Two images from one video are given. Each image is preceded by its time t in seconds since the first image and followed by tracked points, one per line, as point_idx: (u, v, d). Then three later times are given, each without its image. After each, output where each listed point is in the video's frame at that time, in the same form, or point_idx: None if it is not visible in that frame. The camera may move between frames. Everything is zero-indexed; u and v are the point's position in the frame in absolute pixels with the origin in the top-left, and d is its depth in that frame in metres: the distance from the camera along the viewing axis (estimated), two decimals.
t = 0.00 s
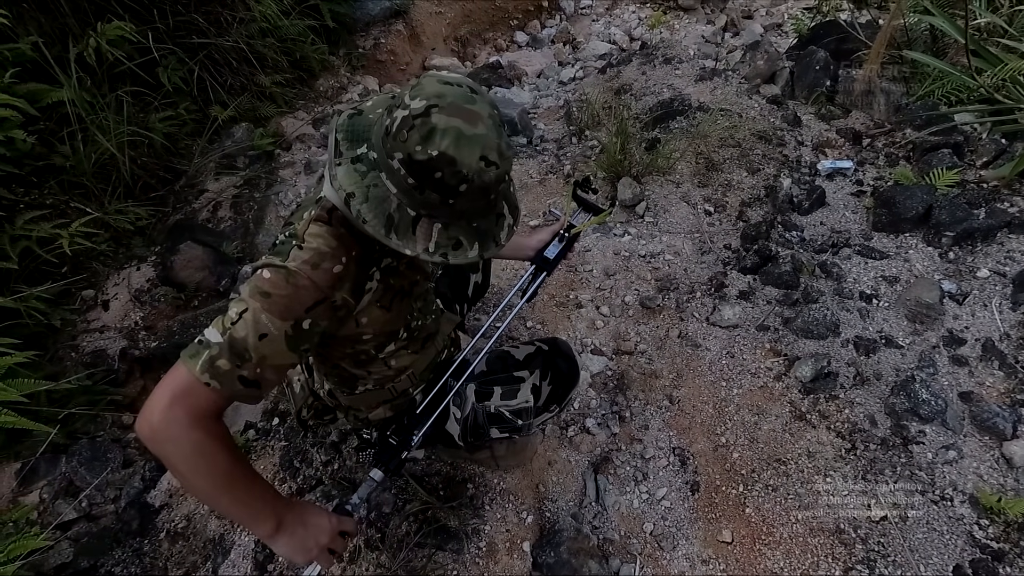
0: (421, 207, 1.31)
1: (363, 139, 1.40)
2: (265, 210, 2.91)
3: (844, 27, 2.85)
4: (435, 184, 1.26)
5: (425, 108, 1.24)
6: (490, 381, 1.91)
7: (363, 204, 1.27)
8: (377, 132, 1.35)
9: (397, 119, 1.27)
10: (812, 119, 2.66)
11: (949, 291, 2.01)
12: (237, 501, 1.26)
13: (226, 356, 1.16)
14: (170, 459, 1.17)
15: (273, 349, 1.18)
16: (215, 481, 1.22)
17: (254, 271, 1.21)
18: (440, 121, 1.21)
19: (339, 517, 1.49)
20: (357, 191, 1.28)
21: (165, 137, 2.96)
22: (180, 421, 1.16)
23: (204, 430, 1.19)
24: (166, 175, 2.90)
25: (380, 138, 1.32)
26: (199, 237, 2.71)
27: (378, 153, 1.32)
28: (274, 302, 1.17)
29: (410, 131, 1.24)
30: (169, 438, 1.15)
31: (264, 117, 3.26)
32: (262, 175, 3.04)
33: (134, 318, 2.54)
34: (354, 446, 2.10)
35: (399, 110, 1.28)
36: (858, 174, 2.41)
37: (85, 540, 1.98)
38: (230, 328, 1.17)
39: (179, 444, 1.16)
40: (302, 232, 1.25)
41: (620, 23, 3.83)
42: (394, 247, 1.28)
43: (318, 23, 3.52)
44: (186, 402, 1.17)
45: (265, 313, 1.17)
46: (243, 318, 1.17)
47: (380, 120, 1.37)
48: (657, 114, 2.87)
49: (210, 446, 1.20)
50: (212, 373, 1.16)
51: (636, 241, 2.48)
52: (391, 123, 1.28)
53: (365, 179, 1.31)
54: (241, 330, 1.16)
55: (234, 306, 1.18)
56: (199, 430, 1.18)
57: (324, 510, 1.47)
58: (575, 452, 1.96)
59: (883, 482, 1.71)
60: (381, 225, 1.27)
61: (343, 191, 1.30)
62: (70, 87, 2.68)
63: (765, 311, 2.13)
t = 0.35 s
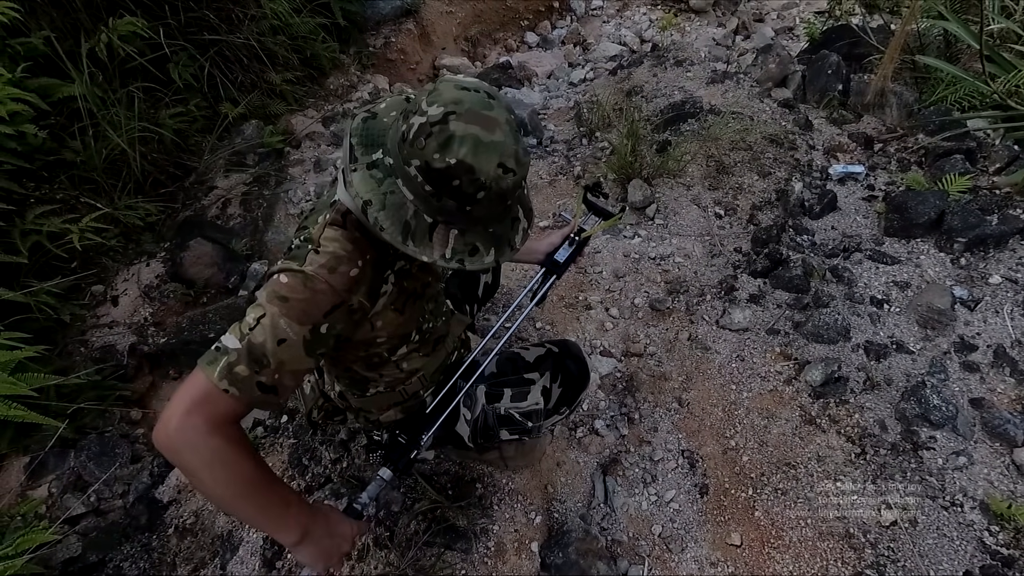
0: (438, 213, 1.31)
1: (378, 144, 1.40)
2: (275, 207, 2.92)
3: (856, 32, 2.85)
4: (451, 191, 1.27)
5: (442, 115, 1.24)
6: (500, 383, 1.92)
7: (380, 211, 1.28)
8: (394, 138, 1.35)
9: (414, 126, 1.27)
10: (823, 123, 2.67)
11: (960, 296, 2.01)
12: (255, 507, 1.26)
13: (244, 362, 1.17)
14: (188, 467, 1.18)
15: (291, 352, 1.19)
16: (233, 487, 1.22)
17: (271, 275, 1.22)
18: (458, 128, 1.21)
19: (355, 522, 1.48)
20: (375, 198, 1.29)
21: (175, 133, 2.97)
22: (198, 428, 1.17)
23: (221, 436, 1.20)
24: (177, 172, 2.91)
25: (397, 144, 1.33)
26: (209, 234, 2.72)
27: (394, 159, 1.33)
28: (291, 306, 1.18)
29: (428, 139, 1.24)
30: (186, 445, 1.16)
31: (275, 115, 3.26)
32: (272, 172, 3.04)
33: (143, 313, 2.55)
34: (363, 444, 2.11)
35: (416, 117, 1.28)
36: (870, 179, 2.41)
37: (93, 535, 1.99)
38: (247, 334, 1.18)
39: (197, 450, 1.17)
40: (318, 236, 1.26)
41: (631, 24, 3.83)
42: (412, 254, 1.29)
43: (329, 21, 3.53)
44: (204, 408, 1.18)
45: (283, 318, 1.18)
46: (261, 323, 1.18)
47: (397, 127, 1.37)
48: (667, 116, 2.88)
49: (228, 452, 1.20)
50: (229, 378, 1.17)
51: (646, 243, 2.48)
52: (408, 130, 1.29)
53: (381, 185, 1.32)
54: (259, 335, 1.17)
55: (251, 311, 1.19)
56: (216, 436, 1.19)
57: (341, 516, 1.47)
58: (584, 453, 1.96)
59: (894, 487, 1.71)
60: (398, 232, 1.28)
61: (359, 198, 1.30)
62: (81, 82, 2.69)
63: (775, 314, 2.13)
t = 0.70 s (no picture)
0: (444, 215, 1.32)
1: (383, 146, 1.41)
2: (274, 211, 2.92)
3: (853, 33, 2.88)
4: (457, 193, 1.28)
5: (448, 116, 1.24)
6: (505, 385, 1.90)
7: (386, 212, 1.28)
8: (400, 140, 1.36)
9: (420, 127, 1.27)
10: (822, 123, 2.69)
11: (959, 294, 2.03)
12: (256, 510, 1.26)
13: (249, 366, 1.17)
14: (191, 472, 1.17)
15: (297, 357, 1.19)
16: (235, 491, 1.22)
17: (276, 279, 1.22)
18: (464, 130, 1.22)
19: (356, 525, 1.49)
20: (380, 200, 1.29)
21: (174, 136, 2.96)
22: (200, 432, 1.16)
23: (223, 440, 1.19)
24: (175, 175, 2.90)
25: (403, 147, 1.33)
26: (208, 238, 2.73)
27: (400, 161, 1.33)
28: (298, 311, 1.18)
29: (434, 140, 1.25)
30: (190, 450, 1.15)
31: (274, 117, 3.26)
32: (271, 175, 3.04)
33: (142, 318, 2.54)
34: (365, 448, 2.11)
35: (422, 119, 1.29)
36: (868, 179, 2.43)
37: (91, 544, 1.98)
38: (253, 338, 1.17)
39: (200, 454, 1.16)
40: (324, 239, 1.26)
41: (630, 26, 3.85)
42: (418, 255, 1.29)
43: (328, 23, 3.53)
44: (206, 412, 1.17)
45: (289, 322, 1.18)
46: (266, 328, 1.17)
47: (403, 128, 1.37)
48: (667, 117, 2.90)
49: (230, 456, 1.20)
50: (234, 382, 1.16)
51: (647, 243, 2.50)
52: (414, 131, 1.29)
53: (387, 186, 1.32)
54: (264, 340, 1.17)
55: (257, 315, 1.19)
56: (219, 440, 1.18)
57: (340, 519, 1.47)
58: (587, 454, 1.97)
59: (895, 484, 1.73)
60: (404, 234, 1.28)
61: (366, 199, 1.30)
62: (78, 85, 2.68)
63: (776, 314, 2.15)
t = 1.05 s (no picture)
0: (433, 214, 1.31)
1: (370, 147, 1.40)
2: (266, 215, 2.91)
3: (843, 29, 2.89)
4: (446, 190, 1.27)
5: (434, 113, 1.24)
6: (500, 387, 1.93)
7: (374, 210, 1.27)
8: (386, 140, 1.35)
9: (406, 125, 1.27)
10: (813, 121, 2.70)
11: (951, 290, 2.04)
12: (231, 516, 1.22)
13: (234, 365, 1.15)
14: (168, 469, 1.15)
15: (284, 358, 1.17)
16: (212, 494, 1.19)
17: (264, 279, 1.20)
18: (451, 126, 1.21)
19: (339, 541, 1.43)
20: (369, 199, 1.28)
21: (163, 141, 2.94)
22: (180, 430, 1.14)
23: (203, 441, 1.17)
24: (165, 180, 2.88)
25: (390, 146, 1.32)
26: (200, 242, 2.71)
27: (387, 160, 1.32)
28: (287, 312, 1.16)
29: (421, 137, 1.24)
30: (167, 447, 1.13)
31: (265, 121, 3.24)
32: (263, 179, 3.02)
33: (134, 325, 2.52)
34: (360, 453, 2.10)
35: (408, 117, 1.28)
36: (860, 175, 2.44)
37: (86, 553, 1.95)
38: (240, 338, 1.15)
39: (178, 453, 1.14)
40: (314, 241, 1.24)
41: (622, 25, 3.85)
42: (408, 254, 1.28)
43: (318, 25, 3.52)
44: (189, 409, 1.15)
45: (277, 323, 1.16)
46: (254, 329, 1.15)
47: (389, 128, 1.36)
48: (659, 116, 2.90)
49: (208, 457, 1.17)
50: (217, 382, 1.14)
51: (641, 243, 2.49)
52: (400, 130, 1.28)
53: (375, 185, 1.31)
54: (251, 340, 1.15)
55: (244, 315, 1.17)
56: (198, 440, 1.16)
57: (324, 532, 1.42)
58: (583, 455, 1.97)
59: (889, 480, 1.73)
60: (394, 233, 1.27)
61: (355, 199, 1.29)
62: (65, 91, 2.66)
63: (769, 312, 2.15)
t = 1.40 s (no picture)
0: (430, 216, 1.30)
1: (358, 154, 1.37)
2: (262, 215, 2.90)
3: (840, 28, 2.88)
4: (443, 192, 1.25)
5: (424, 116, 1.22)
6: (494, 390, 1.89)
7: (373, 218, 1.26)
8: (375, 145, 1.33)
9: (396, 130, 1.24)
10: (810, 120, 2.69)
11: (947, 290, 2.03)
12: (216, 525, 1.20)
13: (220, 372, 1.15)
14: (156, 475, 1.14)
15: (269, 364, 1.18)
16: (200, 501, 1.17)
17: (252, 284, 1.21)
18: (443, 129, 1.19)
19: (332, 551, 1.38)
20: (365, 208, 1.27)
21: (158, 142, 2.93)
22: (169, 435, 1.14)
23: (191, 449, 1.16)
24: (160, 181, 2.87)
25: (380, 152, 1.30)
26: (194, 243, 2.70)
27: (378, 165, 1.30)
28: (270, 320, 1.17)
29: (414, 142, 1.22)
30: (156, 452, 1.13)
31: (261, 121, 3.23)
32: (259, 179, 3.01)
33: (129, 326, 2.51)
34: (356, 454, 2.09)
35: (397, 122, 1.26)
36: (856, 175, 2.44)
37: (81, 554, 1.94)
38: (225, 346, 1.16)
39: (167, 458, 1.14)
40: (298, 247, 1.24)
41: (618, 24, 3.85)
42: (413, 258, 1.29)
43: (313, 25, 3.50)
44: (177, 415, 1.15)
45: (261, 330, 1.16)
46: (239, 335, 1.16)
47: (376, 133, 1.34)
48: (656, 116, 2.90)
49: (195, 465, 1.16)
50: (207, 386, 1.14)
51: (637, 243, 2.49)
52: (389, 135, 1.27)
53: (368, 192, 1.29)
54: (236, 347, 1.16)
55: (231, 324, 1.18)
56: (185, 448, 1.15)
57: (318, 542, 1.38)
58: (579, 456, 1.96)
59: (884, 480, 1.73)
60: (394, 240, 1.26)
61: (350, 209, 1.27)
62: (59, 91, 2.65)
63: (765, 312, 2.15)
